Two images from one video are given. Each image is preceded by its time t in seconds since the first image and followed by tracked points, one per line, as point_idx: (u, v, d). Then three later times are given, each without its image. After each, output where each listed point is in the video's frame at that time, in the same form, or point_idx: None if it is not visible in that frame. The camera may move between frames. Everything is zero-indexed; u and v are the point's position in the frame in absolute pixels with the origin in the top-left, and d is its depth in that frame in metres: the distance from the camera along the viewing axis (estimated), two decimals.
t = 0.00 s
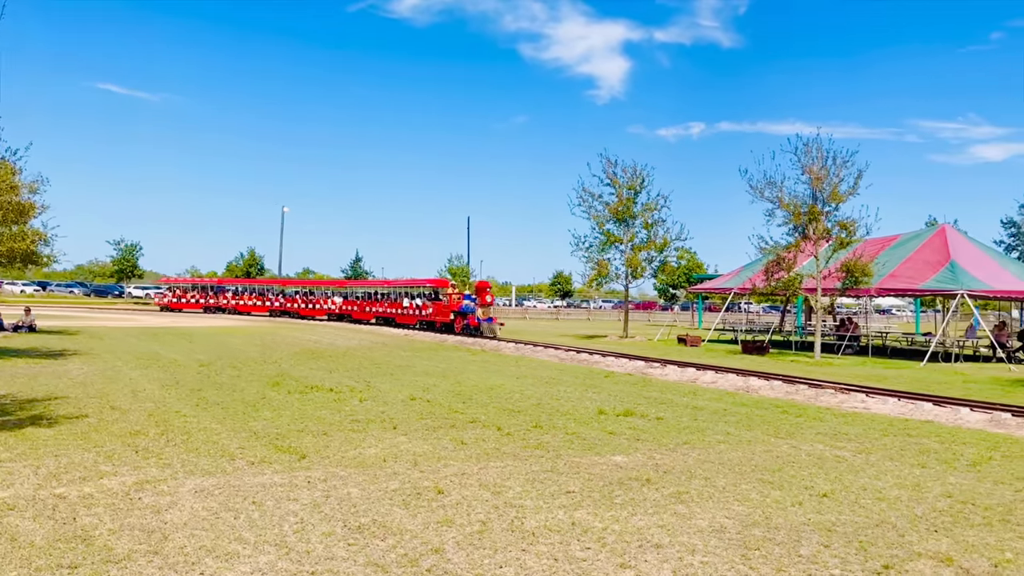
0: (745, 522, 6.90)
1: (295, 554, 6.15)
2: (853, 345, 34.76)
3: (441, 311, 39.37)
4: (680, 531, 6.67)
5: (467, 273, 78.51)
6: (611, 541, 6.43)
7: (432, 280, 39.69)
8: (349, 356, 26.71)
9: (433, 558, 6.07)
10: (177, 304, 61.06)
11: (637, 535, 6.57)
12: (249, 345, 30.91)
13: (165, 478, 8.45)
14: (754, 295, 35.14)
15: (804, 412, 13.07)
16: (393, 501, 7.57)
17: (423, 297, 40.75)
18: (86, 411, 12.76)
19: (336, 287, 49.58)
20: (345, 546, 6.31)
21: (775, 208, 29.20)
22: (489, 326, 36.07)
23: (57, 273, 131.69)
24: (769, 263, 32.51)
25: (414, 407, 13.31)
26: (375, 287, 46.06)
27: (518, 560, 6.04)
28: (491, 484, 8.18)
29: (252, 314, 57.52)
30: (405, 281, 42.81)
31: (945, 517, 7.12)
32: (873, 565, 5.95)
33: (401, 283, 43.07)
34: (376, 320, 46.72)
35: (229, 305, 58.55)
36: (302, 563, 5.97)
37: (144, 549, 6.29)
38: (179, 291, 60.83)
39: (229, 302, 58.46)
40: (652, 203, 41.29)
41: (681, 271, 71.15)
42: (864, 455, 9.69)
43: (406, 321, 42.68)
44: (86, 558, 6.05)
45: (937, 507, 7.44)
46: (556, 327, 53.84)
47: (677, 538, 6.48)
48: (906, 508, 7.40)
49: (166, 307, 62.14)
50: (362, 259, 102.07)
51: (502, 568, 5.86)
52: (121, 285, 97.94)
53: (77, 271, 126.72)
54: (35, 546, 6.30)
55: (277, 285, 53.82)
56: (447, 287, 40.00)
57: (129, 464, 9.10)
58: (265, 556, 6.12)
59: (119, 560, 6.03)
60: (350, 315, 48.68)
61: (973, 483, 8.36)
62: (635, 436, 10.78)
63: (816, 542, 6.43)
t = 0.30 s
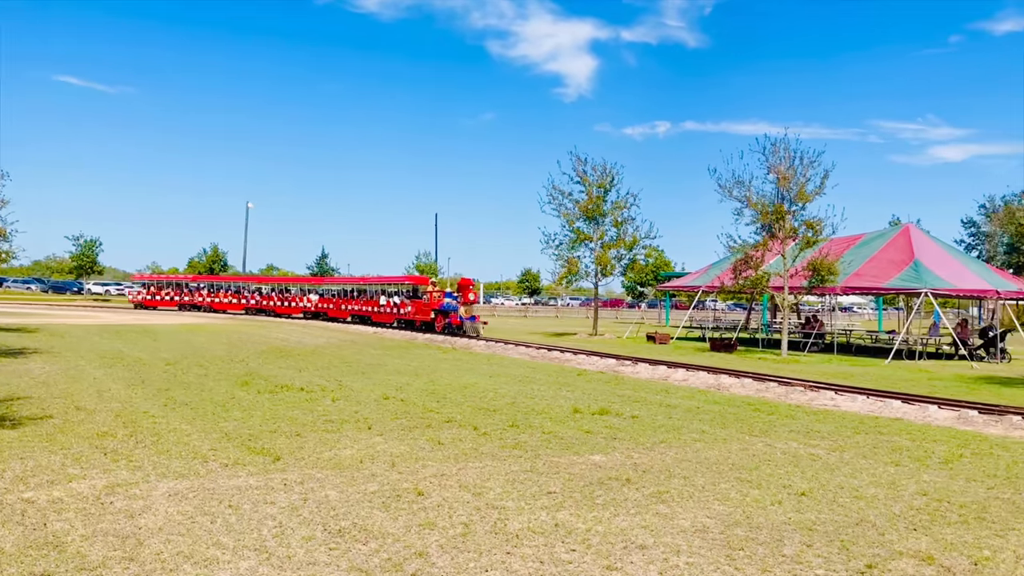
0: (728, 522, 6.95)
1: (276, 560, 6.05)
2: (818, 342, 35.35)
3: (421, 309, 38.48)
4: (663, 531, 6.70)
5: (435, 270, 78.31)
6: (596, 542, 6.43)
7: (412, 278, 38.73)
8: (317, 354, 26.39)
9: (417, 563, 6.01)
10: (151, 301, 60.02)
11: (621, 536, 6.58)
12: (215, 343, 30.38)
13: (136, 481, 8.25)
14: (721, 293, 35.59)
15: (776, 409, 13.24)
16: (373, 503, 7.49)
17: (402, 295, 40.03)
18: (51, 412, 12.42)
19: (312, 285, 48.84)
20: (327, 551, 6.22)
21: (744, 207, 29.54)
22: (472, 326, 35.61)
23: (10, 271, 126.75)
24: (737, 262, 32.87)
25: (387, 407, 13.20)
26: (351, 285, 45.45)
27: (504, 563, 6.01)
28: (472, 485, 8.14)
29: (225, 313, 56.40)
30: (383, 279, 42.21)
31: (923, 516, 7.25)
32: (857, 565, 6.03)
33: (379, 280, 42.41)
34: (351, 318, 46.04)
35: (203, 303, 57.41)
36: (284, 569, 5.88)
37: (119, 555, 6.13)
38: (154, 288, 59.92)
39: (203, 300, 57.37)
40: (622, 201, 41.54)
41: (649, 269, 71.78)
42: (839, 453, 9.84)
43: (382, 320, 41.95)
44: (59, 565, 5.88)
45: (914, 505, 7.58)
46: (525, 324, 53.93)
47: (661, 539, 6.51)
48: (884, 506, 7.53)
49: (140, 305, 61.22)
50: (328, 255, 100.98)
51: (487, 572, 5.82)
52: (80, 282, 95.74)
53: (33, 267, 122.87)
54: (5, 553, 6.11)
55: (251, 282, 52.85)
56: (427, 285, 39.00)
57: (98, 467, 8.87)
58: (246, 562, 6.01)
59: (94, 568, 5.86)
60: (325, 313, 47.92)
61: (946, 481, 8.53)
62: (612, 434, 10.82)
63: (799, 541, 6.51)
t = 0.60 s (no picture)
0: (711, 520, 7.02)
1: (260, 562, 5.98)
2: (788, 340, 35.83)
3: (406, 308, 37.57)
4: (648, 530, 6.74)
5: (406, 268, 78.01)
6: (582, 542, 6.45)
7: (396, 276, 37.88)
8: (289, 353, 26.12)
9: (404, 564, 5.97)
10: (133, 300, 59.12)
11: (607, 535, 6.60)
12: (185, 342, 29.93)
13: (111, 483, 8.09)
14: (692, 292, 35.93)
15: (751, 407, 13.39)
16: (355, 504, 7.43)
17: (385, 293, 39.24)
18: (19, 412, 12.12)
19: (293, 283, 47.97)
20: (311, 553, 6.16)
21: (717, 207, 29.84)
22: (460, 325, 34.89)
23: None
24: (710, 261, 33.16)
25: (364, 406, 13.10)
26: (331, 283, 44.69)
27: (490, 564, 6.01)
28: (454, 485, 8.11)
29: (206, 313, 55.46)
30: (365, 277, 41.49)
31: (901, 512, 7.39)
32: (841, 562, 6.12)
33: (361, 279, 41.64)
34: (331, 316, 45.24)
35: (183, 301, 56.37)
36: (268, 571, 5.81)
37: (99, 559, 6.01)
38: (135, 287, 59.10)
39: (183, 299, 56.35)
40: (595, 200, 41.70)
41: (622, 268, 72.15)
42: (815, 451, 9.98)
43: (364, 319, 41.23)
44: (37, 571, 5.76)
45: (892, 502, 7.72)
46: (498, 323, 53.89)
47: (647, 538, 6.55)
48: (863, 503, 7.66)
49: (121, 305, 60.38)
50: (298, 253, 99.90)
51: (475, 573, 5.81)
52: (42, 280, 93.70)
53: None
54: None
55: (232, 281, 51.89)
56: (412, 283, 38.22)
57: (72, 468, 8.68)
58: (229, 565, 5.93)
59: (72, 572, 5.74)
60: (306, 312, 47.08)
61: (922, 477, 8.70)
62: (591, 433, 10.85)
63: (782, 539, 6.59)
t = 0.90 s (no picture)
0: (695, 520, 7.06)
1: (243, 566, 5.91)
2: (763, 341, 36.21)
3: (395, 309, 36.79)
4: (633, 531, 6.76)
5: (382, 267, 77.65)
6: (568, 543, 6.44)
7: (384, 276, 37.11)
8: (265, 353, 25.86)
9: (390, 566, 5.93)
10: (118, 299, 58.20)
11: (592, 536, 6.61)
12: (159, 341, 29.50)
13: (88, 485, 7.95)
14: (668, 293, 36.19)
15: (729, 407, 13.51)
16: (338, 506, 7.37)
17: (372, 293, 38.43)
18: None
19: (277, 282, 47.07)
20: (295, 557, 6.09)
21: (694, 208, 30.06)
22: (452, 326, 33.93)
23: None
24: (686, 262, 33.39)
25: (343, 407, 13.01)
26: (315, 283, 43.82)
27: (477, 566, 5.98)
28: (437, 486, 8.07)
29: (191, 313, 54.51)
30: (351, 277, 40.60)
31: (883, 512, 7.48)
32: (826, 562, 6.19)
33: (347, 278, 40.84)
34: (316, 317, 44.34)
35: (168, 301, 55.36)
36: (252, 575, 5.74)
37: (78, 563, 5.90)
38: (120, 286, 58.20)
39: (167, 299, 55.38)
40: (573, 201, 41.82)
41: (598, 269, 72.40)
42: (795, 451, 10.09)
43: (350, 319, 40.29)
44: None
45: (873, 502, 7.82)
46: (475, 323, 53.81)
47: (632, 539, 6.57)
48: (845, 503, 7.75)
49: (105, 304, 59.51)
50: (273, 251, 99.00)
51: None
52: (10, 278, 91.81)
53: None
54: None
55: (217, 280, 50.98)
56: (401, 283, 37.48)
57: (47, 470, 8.51)
58: (212, 569, 5.85)
59: None
60: (290, 313, 46.18)
61: (901, 477, 8.82)
62: (572, 433, 10.87)
63: (767, 539, 6.64)
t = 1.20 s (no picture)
0: (688, 522, 7.05)
1: (231, 569, 5.81)
2: (748, 341, 36.36)
3: (392, 309, 35.49)
4: (626, 532, 6.74)
5: (365, 267, 77.29)
6: (561, 545, 6.41)
7: (381, 276, 35.84)
8: (248, 353, 25.63)
9: (381, 570, 5.85)
10: (113, 300, 57.36)
11: (585, 538, 6.58)
12: (140, 341, 29.13)
13: (70, 487, 7.80)
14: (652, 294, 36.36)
15: (716, 407, 13.55)
16: (326, 507, 7.28)
17: (367, 293, 37.13)
18: None
19: (268, 281, 45.84)
20: (285, 560, 6.00)
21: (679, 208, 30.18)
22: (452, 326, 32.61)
23: None
24: (671, 262, 33.49)
25: (329, 407, 12.90)
26: (307, 282, 42.55)
27: (470, 568, 5.93)
28: (427, 487, 8.01)
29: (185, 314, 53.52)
30: (343, 277, 39.38)
31: (875, 513, 7.51)
32: (821, 563, 6.20)
33: (339, 277, 39.53)
34: (307, 317, 43.02)
35: (161, 302, 54.33)
36: None
37: (60, 567, 5.78)
38: (114, 286, 57.33)
39: (161, 299, 54.40)
40: (558, 201, 41.83)
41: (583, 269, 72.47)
42: (784, 451, 10.11)
43: (344, 320, 39.05)
44: None
45: (865, 502, 7.85)
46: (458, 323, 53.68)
47: (626, 540, 6.54)
48: (836, 504, 7.78)
49: (98, 303, 58.68)
50: (254, 251, 98.07)
51: None
52: None
53: None
54: None
55: (210, 279, 49.97)
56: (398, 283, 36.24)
57: (28, 472, 8.35)
58: (199, 572, 5.75)
59: None
60: (281, 313, 44.92)
61: (891, 477, 8.87)
62: (561, 434, 10.85)
63: (761, 540, 6.65)
